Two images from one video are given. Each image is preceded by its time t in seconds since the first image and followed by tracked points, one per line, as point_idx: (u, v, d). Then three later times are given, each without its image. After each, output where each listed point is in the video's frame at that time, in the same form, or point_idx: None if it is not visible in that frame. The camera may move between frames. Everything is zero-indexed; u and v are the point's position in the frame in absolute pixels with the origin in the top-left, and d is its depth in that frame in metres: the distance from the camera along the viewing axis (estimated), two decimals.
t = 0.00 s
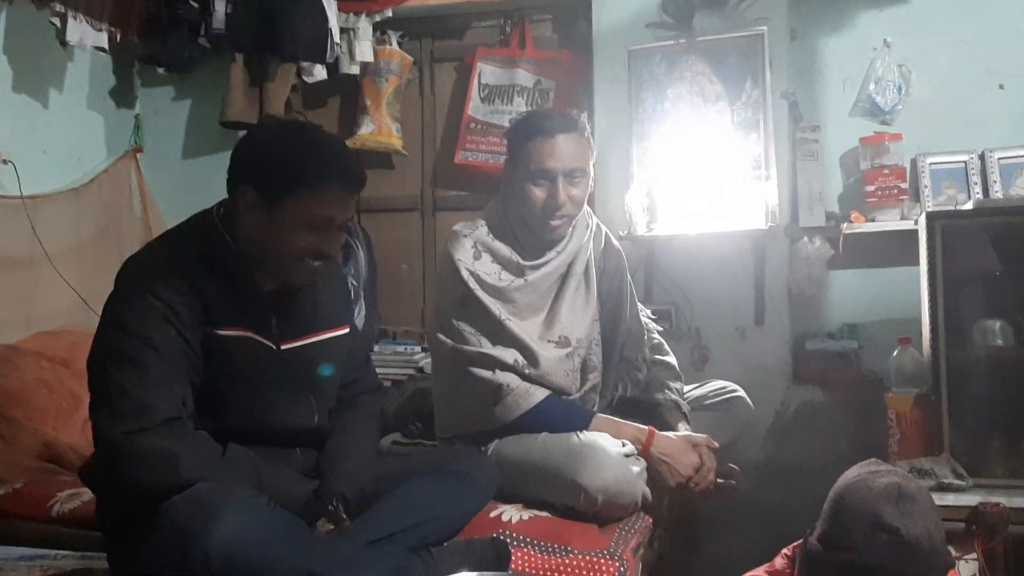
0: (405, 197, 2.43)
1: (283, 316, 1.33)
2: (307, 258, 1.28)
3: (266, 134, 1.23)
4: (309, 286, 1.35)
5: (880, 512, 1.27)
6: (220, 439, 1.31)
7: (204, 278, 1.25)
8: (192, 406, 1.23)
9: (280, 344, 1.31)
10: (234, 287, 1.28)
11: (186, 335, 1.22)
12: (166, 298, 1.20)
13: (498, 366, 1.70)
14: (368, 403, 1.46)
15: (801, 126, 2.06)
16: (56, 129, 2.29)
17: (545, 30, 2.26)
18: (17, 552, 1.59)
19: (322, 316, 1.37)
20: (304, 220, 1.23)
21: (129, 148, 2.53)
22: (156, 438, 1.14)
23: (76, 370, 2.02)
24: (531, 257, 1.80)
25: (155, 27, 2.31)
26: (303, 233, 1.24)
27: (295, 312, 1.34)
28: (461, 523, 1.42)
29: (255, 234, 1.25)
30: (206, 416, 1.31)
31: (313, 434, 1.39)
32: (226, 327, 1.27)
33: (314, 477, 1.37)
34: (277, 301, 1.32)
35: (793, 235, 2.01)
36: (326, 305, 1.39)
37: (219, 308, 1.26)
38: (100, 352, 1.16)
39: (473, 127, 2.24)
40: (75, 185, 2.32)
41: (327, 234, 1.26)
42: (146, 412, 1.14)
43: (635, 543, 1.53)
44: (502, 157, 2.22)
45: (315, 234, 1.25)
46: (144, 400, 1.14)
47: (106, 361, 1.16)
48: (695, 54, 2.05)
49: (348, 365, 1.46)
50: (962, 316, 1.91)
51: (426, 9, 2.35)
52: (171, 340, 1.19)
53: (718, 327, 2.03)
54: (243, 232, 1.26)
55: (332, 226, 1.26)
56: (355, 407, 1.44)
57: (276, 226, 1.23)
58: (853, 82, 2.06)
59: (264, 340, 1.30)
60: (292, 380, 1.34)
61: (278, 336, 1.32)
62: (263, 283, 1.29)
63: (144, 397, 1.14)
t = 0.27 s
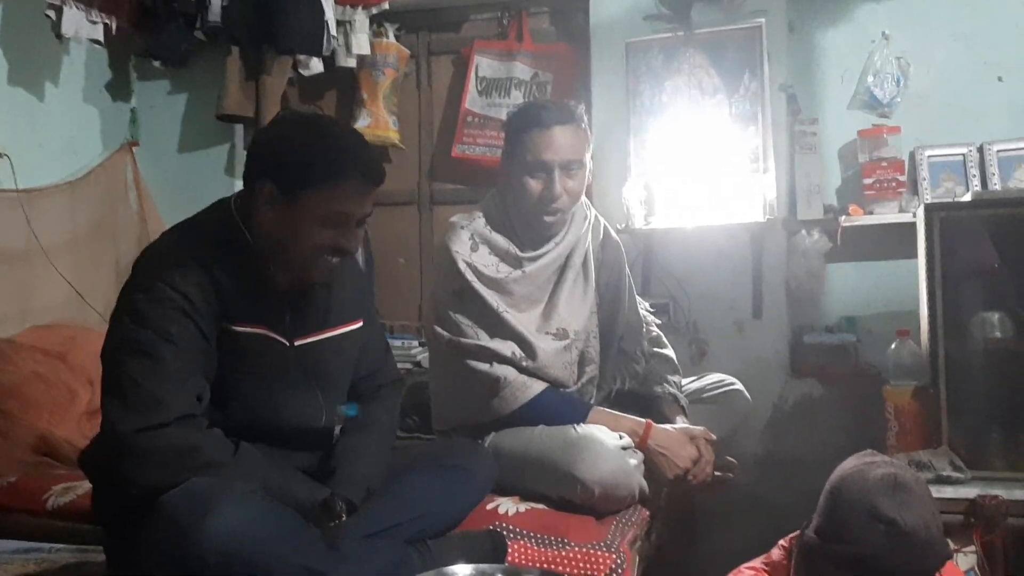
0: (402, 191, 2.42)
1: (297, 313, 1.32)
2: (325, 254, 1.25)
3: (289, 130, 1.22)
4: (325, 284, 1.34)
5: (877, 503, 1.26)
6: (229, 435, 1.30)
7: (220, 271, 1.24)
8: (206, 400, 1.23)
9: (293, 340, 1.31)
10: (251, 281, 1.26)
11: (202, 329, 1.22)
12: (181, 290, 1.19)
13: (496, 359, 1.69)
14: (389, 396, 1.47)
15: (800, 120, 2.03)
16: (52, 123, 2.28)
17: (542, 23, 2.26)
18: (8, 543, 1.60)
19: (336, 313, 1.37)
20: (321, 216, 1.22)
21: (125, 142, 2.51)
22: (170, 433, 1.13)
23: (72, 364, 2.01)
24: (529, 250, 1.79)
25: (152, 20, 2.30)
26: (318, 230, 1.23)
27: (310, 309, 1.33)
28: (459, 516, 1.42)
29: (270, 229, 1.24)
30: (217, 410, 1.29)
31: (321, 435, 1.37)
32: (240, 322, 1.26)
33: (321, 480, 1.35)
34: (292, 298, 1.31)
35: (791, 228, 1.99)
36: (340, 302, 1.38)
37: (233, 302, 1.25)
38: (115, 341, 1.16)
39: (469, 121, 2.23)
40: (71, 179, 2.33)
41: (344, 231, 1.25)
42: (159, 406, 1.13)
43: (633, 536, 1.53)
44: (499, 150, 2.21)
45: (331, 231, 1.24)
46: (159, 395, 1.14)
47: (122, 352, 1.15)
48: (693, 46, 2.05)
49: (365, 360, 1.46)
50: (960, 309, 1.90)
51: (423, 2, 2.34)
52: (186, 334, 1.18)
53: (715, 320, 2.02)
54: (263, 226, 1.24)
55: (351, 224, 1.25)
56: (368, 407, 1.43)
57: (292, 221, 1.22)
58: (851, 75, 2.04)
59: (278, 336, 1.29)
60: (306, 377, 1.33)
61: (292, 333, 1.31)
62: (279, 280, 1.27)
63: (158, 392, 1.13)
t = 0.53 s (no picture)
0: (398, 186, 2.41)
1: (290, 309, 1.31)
2: (315, 250, 1.27)
3: (294, 127, 1.21)
4: (320, 279, 1.33)
5: (864, 490, 1.26)
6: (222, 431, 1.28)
7: (214, 267, 1.23)
8: (200, 398, 1.23)
9: (288, 339, 1.31)
10: (246, 277, 1.26)
11: (196, 327, 1.21)
12: (177, 287, 1.19)
13: (492, 353, 1.69)
14: (381, 396, 1.47)
15: (796, 114, 2.03)
16: (48, 119, 2.27)
17: (538, 17, 2.25)
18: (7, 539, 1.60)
19: (331, 311, 1.36)
20: (319, 213, 1.22)
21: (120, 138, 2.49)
22: (167, 432, 1.14)
23: (68, 361, 1.99)
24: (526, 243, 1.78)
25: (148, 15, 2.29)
26: (315, 224, 1.23)
27: (305, 305, 1.33)
28: (456, 511, 1.42)
29: (266, 224, 1.23)
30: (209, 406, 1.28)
31: (316, 431, 1.37)
32: (235, 322, 1.26)
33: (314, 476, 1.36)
34: (285, 294, 1.30)
35: (787, 223, 2.00)
36: (334, 299, 1.37)
37: (228, 300, 1.25)
38: (109, 339, 1.15)
39: (466, 115, 2.25)
40: (70, 174, 2.33)
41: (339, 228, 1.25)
42: (155, 406, 1.13)
43: (628, 530, 1.53)
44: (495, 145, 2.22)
45: (326, 228, 1.24)
46: (155, 396, 1.14)
47: (116, 350, 1.15)
48: (691, 40, 2.03)
49: (358, 358, 1.45)
50: (957, 303, 1.89)
51: None
52: (180, 333, 1.18)
53: (711, 315, 2.02)
54: (257, 219, 1.23)
55: (347, 220, 1.25)
56: (362, 403, 1.44)
57: (290, 217, 1.22)
58: (848, 69, 2.04)
59: (272, 335, 1.29)
60: (300, 377, 1.33)
61: (286, 331, 1.31)
62: (271, 274, 1.27)
63: (156, 391, 1.14)
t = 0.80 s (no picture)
0: (393, 180, 2.41)
1: (270, 298, 1.30)
2: (288, 229, 1.23)
3: (253, 106, 1.18)
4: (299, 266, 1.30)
5: (856, 481, 1.25)
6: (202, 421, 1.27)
7: (188, 257, 1.26)
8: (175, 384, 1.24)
9: (264, 327, 1.30)
10: (224, 264, 1.26)
11: (169, 314, 1.23)
12: (152, 279, 1.22)
13: (487, 348, 1.71)
14: (359, 388, 1.41)
15: (793, 108, 2.06)
16: (42, 112, 2.27)
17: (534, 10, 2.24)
18: (2, 535, 1.60)
19: (308, 298, 1.33)
20: (284, 188, 1.17)
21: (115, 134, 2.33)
22: (138, 417, 1.16)
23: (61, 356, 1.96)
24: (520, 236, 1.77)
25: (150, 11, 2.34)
26: (285, 204, 1.19)
27: (282, 293, 1.31)
28: (446, 505, 1.43)
29: (235, 207, 1.21)
30: (189, 395, 1.27)
31: (300, 418, 1.36)
32: (207, 306, 1.26)
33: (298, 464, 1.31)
34: (262, 281, 1.28)
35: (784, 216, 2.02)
36: (313, 287, 1.34)
37: (202, 286, 1.26)
38: (83, 329, 1.19)
39: (461, 109, 2.19)
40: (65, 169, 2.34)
41: (308, 205, 1.20)
42: (127, 390, 1.17)
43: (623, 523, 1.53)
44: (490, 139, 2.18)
45: (296, 204, 1.19)
46: (124, 378, 1.17)
47: (90, 338, 1.19)
48: (687, 33, 2.03)
49: (341, 348, 1.41)
50: (954, 296, 1.90)
51: None
52: (152, 320, 1.21)
53: (707, 309, 1.93)
54: (222, 204, 1.22)
55: (319, 198, 1.20)
56: (345, 396, 1.38)
57: (257, 196, 1.19)
58: (844, 61, 2.06)
59: (247, 321, 1.28)
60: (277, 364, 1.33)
61: (262, 318, 1.30)
62: (247, 261, 1.26)
63: (123, 372, 1.17)
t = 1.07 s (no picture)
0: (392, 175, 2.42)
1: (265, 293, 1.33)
2: (278, 216, 1.22)
3: (245, 101, 1.18)
4: (296, 261, 1.33)
5: (839, 449, 1.38)
6: (196, 411, 1.29)
7: (183, 247, 1.26)
8: (169, 372, 1.25)
9: (261, 321, 1.32)
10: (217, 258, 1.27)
11: (163, 301, 1.23)
12: (150, 270, 1.24)
13: (482, 342, 1.81)
14: (351, 385, 1.49)
15: (789, 103, 2.03)
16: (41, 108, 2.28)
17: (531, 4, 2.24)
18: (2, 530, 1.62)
19: (303, 294, 1.37)
20: (270, 173, 1.17)
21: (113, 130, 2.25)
22: (132, 400, 1.19)
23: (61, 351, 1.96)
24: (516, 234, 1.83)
25: (151, 8, 2.40)
26: (271, 190, 1.19)
27: (277, 289, 1.34)
28: (441, 500, 1.47)
29: (226, 197, 1.21)
30: (184, 386, 1.28)
31: (292, 410, 1.42)
32: (206, 296, 1.26)
33: (287, 455, 1.38)
34: (258, 274, 1.31)
35: (780, 213, 2.02)
36: (307, 282, 1.37)
37: (199, 274, 1.26)
38: (81, 317, 1.22)
39: (456, 106, 2.04)
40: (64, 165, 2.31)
41: (296, 190, 1.19)
42: (122, 372, 1.20)
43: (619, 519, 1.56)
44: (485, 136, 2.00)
45: (284, 190, 1.19)
46: (118, 360, 1.21)
47: (86, 325, 1.22)
48: (682, 30, 2.00)
49: (334, 346, 1.47)
50: (950, 291, 1.97)
51: None
52: (146, 307, 1.22)
53: (706, 306, 1.84)
54: (218, 193, 1.22)
55: (309, 182, 1.18)
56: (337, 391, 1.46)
57: (246, 183, 1.18)
58: (840, 57, 2.02)
59: (246, 312, 1.29)
60: (272, 359, 1.35)
61: (259, 312, 1.32)
62: (246, 253, 1.28)
63: (121, 357, 1.21)
